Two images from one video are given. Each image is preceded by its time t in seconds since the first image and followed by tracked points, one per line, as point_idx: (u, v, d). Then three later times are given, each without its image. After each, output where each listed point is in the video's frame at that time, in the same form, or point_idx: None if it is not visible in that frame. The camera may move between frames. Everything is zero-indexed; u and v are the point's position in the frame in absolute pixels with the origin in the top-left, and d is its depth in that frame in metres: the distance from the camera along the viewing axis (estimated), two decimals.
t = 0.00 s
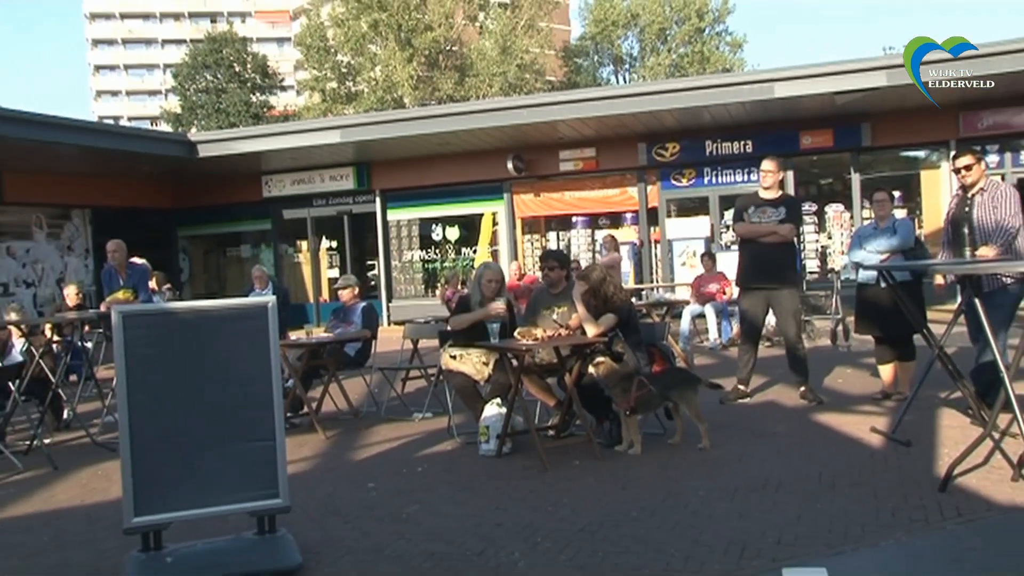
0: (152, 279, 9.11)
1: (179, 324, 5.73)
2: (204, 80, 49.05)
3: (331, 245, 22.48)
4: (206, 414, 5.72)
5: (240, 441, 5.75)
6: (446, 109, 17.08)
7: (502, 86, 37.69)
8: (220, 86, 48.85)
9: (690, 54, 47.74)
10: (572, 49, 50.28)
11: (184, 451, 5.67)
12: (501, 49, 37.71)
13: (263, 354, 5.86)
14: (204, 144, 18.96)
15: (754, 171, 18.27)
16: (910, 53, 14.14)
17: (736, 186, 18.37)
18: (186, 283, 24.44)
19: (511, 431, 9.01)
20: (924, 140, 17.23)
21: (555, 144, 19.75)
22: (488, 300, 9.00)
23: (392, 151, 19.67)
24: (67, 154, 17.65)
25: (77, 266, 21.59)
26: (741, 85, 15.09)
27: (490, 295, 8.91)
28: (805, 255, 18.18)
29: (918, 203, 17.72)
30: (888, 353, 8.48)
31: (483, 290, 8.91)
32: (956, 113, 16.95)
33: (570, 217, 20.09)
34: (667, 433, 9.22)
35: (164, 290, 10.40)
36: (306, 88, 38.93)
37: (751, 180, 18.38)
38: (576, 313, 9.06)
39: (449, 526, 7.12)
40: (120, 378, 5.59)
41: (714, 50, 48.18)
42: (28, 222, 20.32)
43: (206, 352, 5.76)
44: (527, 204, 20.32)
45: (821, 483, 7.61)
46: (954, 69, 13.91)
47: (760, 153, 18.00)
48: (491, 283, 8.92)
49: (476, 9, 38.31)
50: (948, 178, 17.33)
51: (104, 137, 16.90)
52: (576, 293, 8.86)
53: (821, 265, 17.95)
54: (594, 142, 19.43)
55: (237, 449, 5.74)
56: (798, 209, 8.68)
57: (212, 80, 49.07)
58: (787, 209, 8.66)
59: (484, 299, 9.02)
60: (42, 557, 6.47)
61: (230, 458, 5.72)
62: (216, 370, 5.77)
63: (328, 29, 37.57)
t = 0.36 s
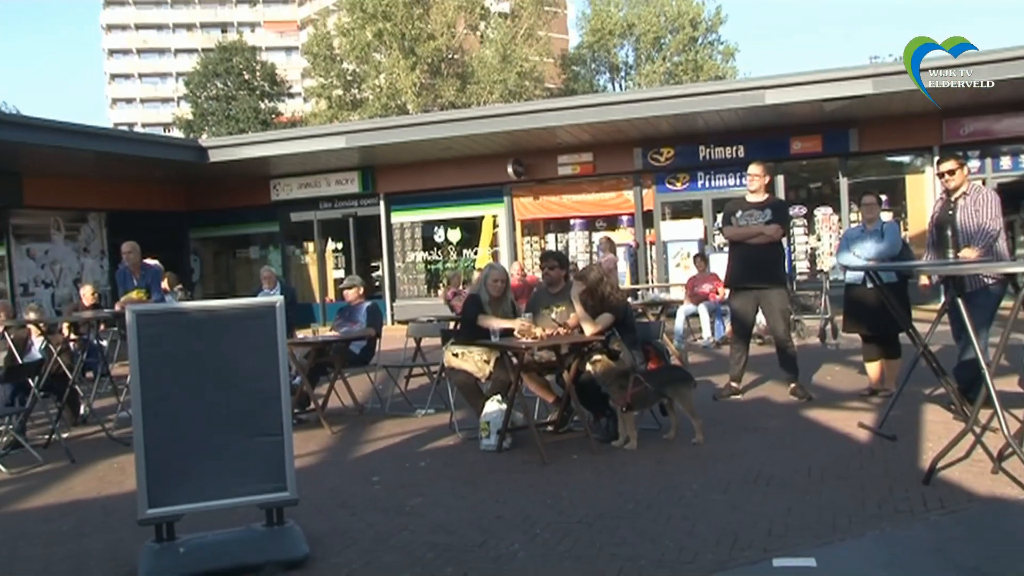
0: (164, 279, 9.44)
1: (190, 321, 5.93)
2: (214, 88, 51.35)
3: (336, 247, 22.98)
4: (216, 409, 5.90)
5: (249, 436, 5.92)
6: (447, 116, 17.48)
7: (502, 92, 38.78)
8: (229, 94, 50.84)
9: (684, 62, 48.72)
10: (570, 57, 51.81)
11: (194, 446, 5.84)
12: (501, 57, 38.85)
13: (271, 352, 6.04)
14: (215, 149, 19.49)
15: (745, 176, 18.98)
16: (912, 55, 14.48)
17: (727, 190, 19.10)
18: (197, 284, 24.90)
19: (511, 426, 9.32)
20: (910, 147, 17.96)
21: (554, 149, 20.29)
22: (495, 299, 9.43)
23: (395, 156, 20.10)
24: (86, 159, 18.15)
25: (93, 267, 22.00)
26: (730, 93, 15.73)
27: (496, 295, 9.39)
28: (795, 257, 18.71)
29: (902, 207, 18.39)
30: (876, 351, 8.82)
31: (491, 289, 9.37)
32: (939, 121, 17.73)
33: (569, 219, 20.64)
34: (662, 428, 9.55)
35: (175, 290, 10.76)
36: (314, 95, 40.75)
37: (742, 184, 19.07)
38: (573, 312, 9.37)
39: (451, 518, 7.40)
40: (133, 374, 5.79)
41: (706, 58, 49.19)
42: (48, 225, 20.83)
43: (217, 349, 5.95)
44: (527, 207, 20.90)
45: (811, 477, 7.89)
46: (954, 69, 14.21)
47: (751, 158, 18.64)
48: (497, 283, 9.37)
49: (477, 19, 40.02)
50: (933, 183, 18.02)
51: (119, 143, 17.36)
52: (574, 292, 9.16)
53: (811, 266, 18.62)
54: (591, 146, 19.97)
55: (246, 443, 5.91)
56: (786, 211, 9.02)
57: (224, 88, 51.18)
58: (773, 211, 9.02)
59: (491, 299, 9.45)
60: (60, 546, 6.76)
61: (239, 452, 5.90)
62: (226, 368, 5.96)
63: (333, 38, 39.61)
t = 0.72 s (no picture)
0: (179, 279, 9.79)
1: (204, 320, 6.09)
2: (226, 95, 51.93)
3: (343, 248, 23.33)
4: (228, 405, 6.08)
5: (259, 431, 6.11)
6: (449, 122, 17.80)
7: (503, 98, 40.92)
8: (241, 101, 51.84)
9: (680, 69, 49.99)
10: (569, 65, 53.25)
11: (207, 441, 6.01)
12: (503, 65, 41.08)
13: (281, 350, 6.23)
14: (226, 153, 19.78)
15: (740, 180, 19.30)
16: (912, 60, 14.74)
17: (723, 193, 19.40)
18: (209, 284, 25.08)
19: (513, 421, 9.61)
20: (895, 151, 18.30)
21: (554, 153, 20.67)
22: (499, 298, 9.75)
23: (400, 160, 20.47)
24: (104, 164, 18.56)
25: (110, 268, 22.51)
26: (727, 99, 15.93)
27: (501, 294, 9.75)
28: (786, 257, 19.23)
29: (889, 209, 18.75)
30: (865, 348, 9.12)
31: (498, 288, 9.72)
32: (926, 129, 18.03)
33: (569, 222, 21.00)
34: (659, 424, 9.86)
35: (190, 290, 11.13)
36: (322, 102, 42.21)
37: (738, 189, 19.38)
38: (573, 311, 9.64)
39: (454, 510, 7.69)
40: (149, 371, 5.95)
41: (701, 66, 49.76)
42: (67, 227, 21.27)
43: (229, 348, 6.12)
44: (528, 210, 21.23)
45: (802, 471, 8.16)
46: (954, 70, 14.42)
47: (745, 163, 18.96)
48: (502, 282, 9.71)
49: (480, 28, 41.26)
50: (918, 186, 18.34)
51: (136, 149, 17.75)
52: (573, 292, 9.37)
53: (802, 267, 19.13)
54: (591, 151, 20.34)
55: (256, 439, 6.10)
56: (780, 213, 9.32)
57: (235, 95, 51.94)
58: (768, 213, 9.27)
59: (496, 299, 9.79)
60: (80, 536, 7.05)
61: (250, 448, 6.08)
62: (240, 365, 6.14)
63: (341, 47, 41.15)
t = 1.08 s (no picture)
0: (192, 280, 10.16)
1: (214, 319, 6.23)
2: (236, 102, 55.03)
3: (349, 249, 23.59)
4: (236, 402, 6.23)
5: (266, 428, 6.26)
6: (450, 127, 18.15)
7: (505, 104, 42.16)
8: (250, 107, 54.78)
9: (675, 76, 50.90)
10: (568, 73, 53.82)
11: (220, 434, 6.17)
12: (505, 72, 41.97)
13: (289, 349, 6.36)
14: (237, 158, 20.18)
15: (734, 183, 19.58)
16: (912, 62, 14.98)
17: (718, 196, 19.66)
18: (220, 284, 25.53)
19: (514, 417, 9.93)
20: (884, 157, 18.70)
21: (553, 157, 20.97)
22: (499, 296, 10.03)
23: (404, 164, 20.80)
24: (117, 168, 18.93)
25: (126, 269, 23.06)
26: (719, 105, 16.35)
27: (501, 292, 10.02)
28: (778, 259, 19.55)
29: (878, 212, 19.10)
30: (854, 347, 9.45)
31: (495, 287, 10.00)
32: (910, 134, 18.45)
33: (569, 223, 21.32)
34: (655, 420, 10.18)
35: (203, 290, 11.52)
36: (329, 107, 44.01)
37: (731, 192, 19.65)
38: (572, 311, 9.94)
39: (457, 503, 7.95)
40: (161, 368, 6.07)
41: (697, 73, 51.65)
42: (86, 230, 21.71)
43: (239, 346, 6.26)
44: (528, 212, 21.55)
45: (794, 465, 8.41)
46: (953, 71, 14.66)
47: (739, 167, 19.34)
48: (501, 280, 10.01)
49: (482, 36, 41.96)
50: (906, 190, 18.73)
51: (147, 154, 18.08)
52: (573, 292, 9.67)
53: (794, 267, 19.42)
54: (589, 155, 20.66)
55: (263, 435, 6.25)
56: (774, 216, 9.62)
57: (244, 102, 54.99)
58: (762, 216, 9.58)
59: (496, 299, 10.07)
60: (99, 525, 7.35)
61: (257, 444, 6.23)
62: (249, 364, 6.27)
63: (347, 55, 42.93)
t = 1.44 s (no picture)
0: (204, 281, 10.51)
1: (225, 318, 6.45)
2: (248, 108, 55.56)
3: (356, 250, 23.97)
4: (247, 398, 6.42)
5: (276, 423, 6.44)
6: (452, 132, 18.47)
7: (506, 110, 42.53)
8: (261, 113, 55.22)
9: (672, 83, 51.41)
10: (568, 80, 54.29)
11: (231, 428, 6.36)
12: (506, 79, 42.71)
13: (297, 347, 6.55)
14: (247, 162, 20.60)
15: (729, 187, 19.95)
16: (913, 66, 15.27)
17: (712, 199, 20.04)
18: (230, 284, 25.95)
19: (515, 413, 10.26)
20: (870, 160, 19.09)
21: (554, 162, 21.28)
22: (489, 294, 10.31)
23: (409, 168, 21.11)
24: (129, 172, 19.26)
25: (140, 270, 23.35)
26: (714, 111, 16.65)
27: (490, 290, 10.27)
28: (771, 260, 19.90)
29: (865, 215, 19.43)
30: (843, 346, 9.80)
31: (484, 287, 10.29)
32: (899, 139, 18.83)
33: (569, 226, 21.63)
34: (652, 417, 10.51)
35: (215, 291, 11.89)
36: (336, 114, 44.50)
37: (726, 196, 20.01)
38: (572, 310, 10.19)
39: (460, 496, 8.21)
40: (175, 365, 6.30)
41: (693, 79, 52.18)
42: (100, 232, 22.14)
43: (249, 344, 6.47)
44: (529, 214, 21.87)
45: (785, 459, 8.67)
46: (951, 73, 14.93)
47: (733, 171, 19.67)
48: (490, 279, 10.27)
49: (484, 45, 43.10)
50: (894, 195, 19.03)
51: (164, 160, 18.48)
52: (573, 293, 9.92)
53: (785, 269, 19.69)
54: (588, 159, 20.97)
55: (273, 429, 6.43)
56: (766, 219, 9.93)
57: (257, 109, 55.30)
58: (754, 219, 9.89)
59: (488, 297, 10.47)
60: (117, 515, 7.64)
61: (266, 437, 6.41)
62: (259, 361, 6.47)
63: (354, 63, 43.64)
